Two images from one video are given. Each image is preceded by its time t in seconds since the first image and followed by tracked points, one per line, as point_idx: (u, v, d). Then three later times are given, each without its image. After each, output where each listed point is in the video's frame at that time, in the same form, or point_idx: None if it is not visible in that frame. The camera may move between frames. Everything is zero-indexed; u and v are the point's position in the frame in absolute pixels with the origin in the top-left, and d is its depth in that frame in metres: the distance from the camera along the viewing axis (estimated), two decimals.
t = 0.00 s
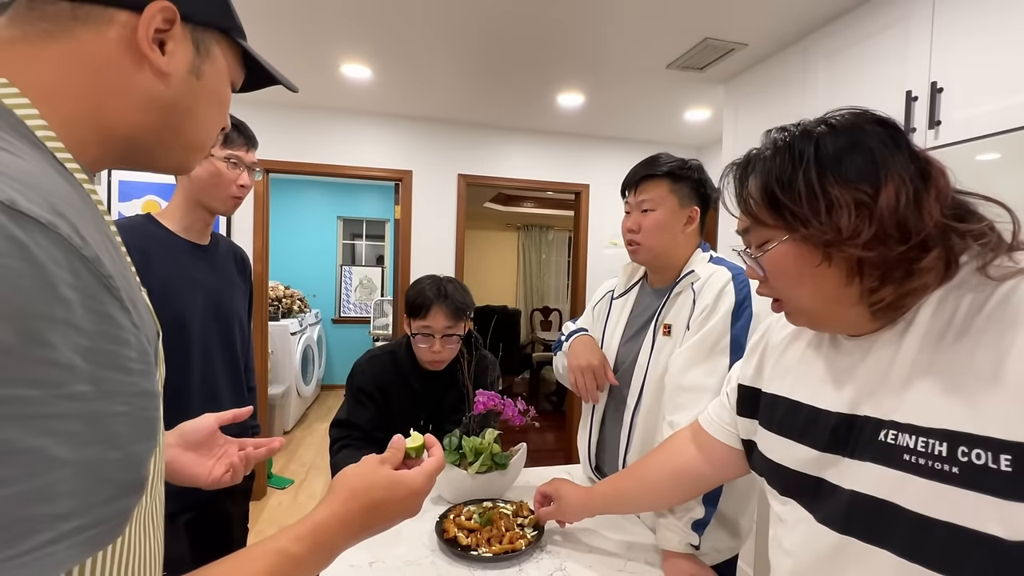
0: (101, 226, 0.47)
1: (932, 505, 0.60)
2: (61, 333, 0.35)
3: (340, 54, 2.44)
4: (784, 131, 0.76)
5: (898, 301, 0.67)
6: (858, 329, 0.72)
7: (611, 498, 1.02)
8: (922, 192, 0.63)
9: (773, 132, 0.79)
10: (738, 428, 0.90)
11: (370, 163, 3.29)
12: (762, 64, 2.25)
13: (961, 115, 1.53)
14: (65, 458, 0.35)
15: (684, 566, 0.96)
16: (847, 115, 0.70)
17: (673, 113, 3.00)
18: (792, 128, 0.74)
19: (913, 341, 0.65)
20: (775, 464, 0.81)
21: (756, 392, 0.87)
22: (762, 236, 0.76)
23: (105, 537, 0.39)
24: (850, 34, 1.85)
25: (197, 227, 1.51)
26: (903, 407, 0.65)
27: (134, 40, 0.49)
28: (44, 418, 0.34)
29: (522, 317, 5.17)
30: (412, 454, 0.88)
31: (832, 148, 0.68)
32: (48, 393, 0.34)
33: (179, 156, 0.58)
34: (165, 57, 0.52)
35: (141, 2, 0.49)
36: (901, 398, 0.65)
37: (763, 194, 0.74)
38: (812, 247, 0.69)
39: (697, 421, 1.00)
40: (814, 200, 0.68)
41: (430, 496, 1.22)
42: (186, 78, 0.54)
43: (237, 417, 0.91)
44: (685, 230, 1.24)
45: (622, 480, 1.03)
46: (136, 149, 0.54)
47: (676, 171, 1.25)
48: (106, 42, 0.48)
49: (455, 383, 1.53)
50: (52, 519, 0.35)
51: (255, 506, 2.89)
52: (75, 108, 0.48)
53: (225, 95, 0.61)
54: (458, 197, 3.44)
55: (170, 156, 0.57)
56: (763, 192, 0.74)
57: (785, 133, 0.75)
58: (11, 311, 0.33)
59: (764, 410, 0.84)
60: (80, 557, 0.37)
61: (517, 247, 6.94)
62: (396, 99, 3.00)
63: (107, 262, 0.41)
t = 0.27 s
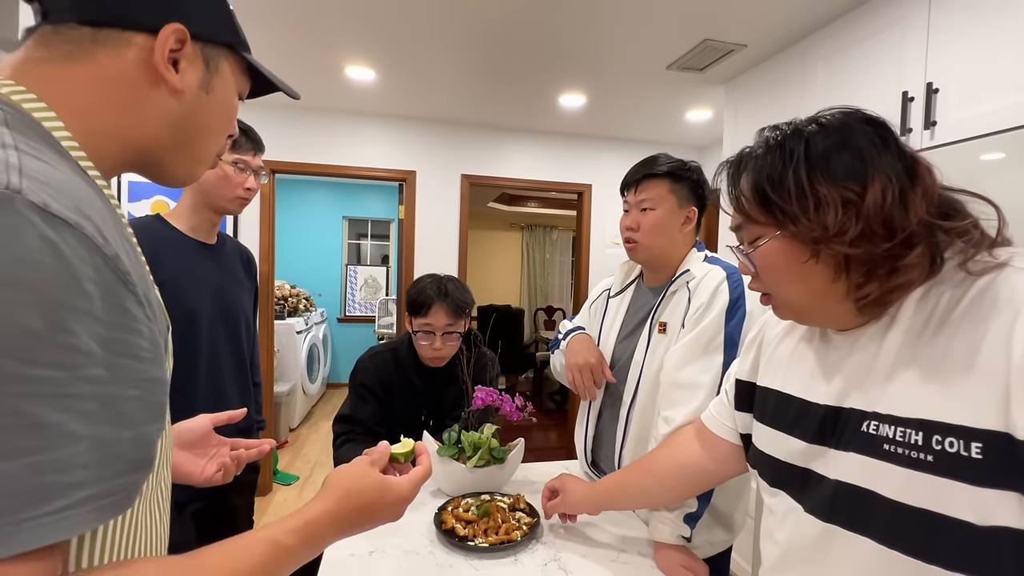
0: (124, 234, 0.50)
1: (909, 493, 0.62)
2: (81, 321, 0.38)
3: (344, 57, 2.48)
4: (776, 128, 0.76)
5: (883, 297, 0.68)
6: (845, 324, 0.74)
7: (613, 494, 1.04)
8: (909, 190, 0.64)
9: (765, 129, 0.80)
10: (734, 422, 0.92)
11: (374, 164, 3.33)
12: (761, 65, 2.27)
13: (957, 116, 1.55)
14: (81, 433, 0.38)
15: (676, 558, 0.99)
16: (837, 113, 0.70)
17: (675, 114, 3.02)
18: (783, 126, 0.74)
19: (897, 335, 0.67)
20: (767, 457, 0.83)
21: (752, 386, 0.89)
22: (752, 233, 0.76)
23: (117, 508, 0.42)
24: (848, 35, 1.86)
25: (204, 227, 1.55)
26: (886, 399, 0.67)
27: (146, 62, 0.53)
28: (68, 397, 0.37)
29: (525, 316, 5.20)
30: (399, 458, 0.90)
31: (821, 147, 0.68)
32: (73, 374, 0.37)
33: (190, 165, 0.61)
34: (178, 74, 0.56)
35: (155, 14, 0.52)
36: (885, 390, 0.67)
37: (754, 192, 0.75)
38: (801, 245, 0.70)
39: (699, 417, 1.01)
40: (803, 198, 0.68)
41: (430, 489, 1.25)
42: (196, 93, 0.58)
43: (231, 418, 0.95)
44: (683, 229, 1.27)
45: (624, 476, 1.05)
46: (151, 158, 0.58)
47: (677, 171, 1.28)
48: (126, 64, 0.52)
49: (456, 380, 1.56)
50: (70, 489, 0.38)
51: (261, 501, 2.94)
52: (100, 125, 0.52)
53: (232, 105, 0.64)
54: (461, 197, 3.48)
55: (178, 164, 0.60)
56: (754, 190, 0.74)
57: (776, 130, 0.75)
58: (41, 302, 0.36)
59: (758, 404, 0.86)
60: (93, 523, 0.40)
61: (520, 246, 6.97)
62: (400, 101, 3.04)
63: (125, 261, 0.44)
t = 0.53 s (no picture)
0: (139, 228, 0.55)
1: (897, 491, 0.64)
2: (83, 295, 0.42)
3: (351, 61, 2.52)
4: (765, 138, 0.78)
5: (870, 299, 0.70)
6: (835, 326, 0.76)
7: (607, 490, 1.06)
8: (892, 197, 0.66)
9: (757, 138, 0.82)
10: (730, 425, 0.94)
11: (381, 165, 3.37)
12: (765, 67, 2.27)
13: (958, 119, 1.55)
14: (86, 391, 0.43)
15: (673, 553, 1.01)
16: (824, 124, 0.73)
17: (679, 115, 3.03)
18: (773, 135, 0.77)
19: (886, 338, 0.69)
20: (762, 458, 0.85)
21: (746, 389, 0.91)
22: (744, 239, 0.78)
23: (118, 457, 0.46)
24: (851, 37, 1.87)
25: (213, 230, 1.60)
26: (874, 401, 0.69)
27: (164, 87, 0.57)
28: (75, 360, 0.42)
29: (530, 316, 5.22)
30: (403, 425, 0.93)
31: (808, 155, 0.70)
32: (77, 341, 0.42)
33: (207, 174, 0.65)
34: (188, 90, 0.59)
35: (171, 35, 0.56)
36: (874, 391, 0.69)
37: (745, 200, 0.77)
38: (789, 250, 0.72)
39: (693, 417, 1.04)
40: (791, 205, 0.70)
41: (434, 485, 1.28)
42: (205, 106, 0.61)
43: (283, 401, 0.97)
44: (682, 232, 1.29)
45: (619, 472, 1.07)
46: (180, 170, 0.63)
47: (675, 174, 1.30)
48: (150, 97, 0.57)
49: (460, 379, 1.59)
50: (75, 438, 0.43)
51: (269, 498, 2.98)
52: (121, 139, 0.56)
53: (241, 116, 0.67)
54: (466, 198, 3.51)
55: (194, 173, 0.64)
56: (744, 198, 0.76)
57: (766, 140, 0.78)
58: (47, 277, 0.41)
59: (753, 407, 0.88)
60: (93, 467, 0.44)
61: (527, 247, 6.99)
62: (406, 104, 3.08)
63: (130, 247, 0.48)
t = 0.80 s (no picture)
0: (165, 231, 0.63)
1: (903, 497, 0.64)
2: (94, 288, 0.49)
3: (362, 63, 2.55)
4: (764, 146, 0.78)
5: (871, 305, 0.70)
6: (836, 332, 0.76)
7: (609, 491, 1.06)
8: (891, 204, 0.66)
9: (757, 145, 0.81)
10: (730, 426, 0.95)
11: (392, 166, 3.40)
12: (777, 66, 2.26)
13: (973, 119, 1.53)
14: (97, 369, 0.49)
15: (681, 555, 1.02)
16: (824, 131, 0.72)
17: (690, 115, 3.02)
18: (772, 142, 0.76)
19: (890, 344, 0.69)
20: (768, 463, 0.84)
21: (748, 394, 0.91)
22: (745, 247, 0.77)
23: (127, 428, 0.51)
24: (864, 37, 1.85)
25: (229, 232, 1.62)
26: (879, 407, 0.69)
27: (170, 101, 0.64)
28: (87, 343, 0.48)
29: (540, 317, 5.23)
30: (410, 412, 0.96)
31: (807, 164, 0.70)
32: (87, 327, 0.48)
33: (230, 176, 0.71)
34: (191, 96, 0.64)
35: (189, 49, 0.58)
36: (879, 396, 0.69)
37: (745, 208, 0.76)
38: (789, 257, 0.71)
39: (692, 418, 1.05)
40: (790, 213, 0.70)
41: (443, 485, 1.30)
42: (210, 108, 0.66)
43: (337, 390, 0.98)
44: (680, 243, 1.31)
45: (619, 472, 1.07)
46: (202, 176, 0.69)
47: (655, 194, 1.29)
48: (160, 113, 0.64)
49: (470, 380, 1.60)
50: (89, 410, 0.48)
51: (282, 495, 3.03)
52: (150, 156, 0.65)
53: (258, 116, 0.71)
54: (476, 199, 3.52)
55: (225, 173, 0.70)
56: (744, 206, 0.76)
57: (766, 147, 0.77)
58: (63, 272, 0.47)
59: (757, 413, 0.88)
60: (102, 436, 0.49)
61: (537, 247, 6.99)
62: (417, 105, 3.10)
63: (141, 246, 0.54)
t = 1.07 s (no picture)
0: (181, 236, 0.68)
1: (927, 503, 0.63)
2: (88, 287, 0.53)
3: (374, 65, 2.56)
4: (784, 147, 0.77)
5: (894, 308, 0.69)
6: (857, 335, 0.75)
7: (623, 494, 1.06)
8: (917, 206, 0.65)
9: (776, 146, 0.81)
10: (746, 430, 0.94)
11: (402, 167, 3.41)
12: (790, 65, 2.24)
13: (993, 118, 1.51)
14: (83, 364, 0.53)
15: (696, 559, 1.01)
16: (846, 131, 0.72)
17: (701, 115, 3.00)
18: (793, 143, 0.75)
19: (913, 348, 0.68)
20: (785, 467, 0.84)
21: (764, 397, 0.90)
22: (764, 248, 0.76)
23: (103, 422, 0.54)
24: (879, 35, 1.84)
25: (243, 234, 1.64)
26: (902, 410, 0.68)
27: (181, 111, 0.72)
28: (79, 339, 0.52)
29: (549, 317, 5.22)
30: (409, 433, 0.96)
31: (830, 164, 0.69)
32: (81, 322, 0.53)
33: (243, 173, 0.76)
34: (194, 103, 0.72)
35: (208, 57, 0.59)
36: (901, 400, 0.68)
37: (766, 209, 0.75)
38: (811, 259, 0.70)
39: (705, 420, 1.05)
40: (813, 214, 0.69)
41: (455, 485, 1.30)
42: (211, 112, 0.72)
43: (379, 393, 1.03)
44: (670, 252, 1.32)
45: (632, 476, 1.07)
46: (221, 176, 0.76)
47: (641, 207, 1.29)
48: (178, 125, 0.73)
49: (483, 381, 1.60)
50: (72, 401, 0.52)
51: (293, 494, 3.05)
52: (178, 164, 0.76)
53: (264, 111, 0.75)
54: (486, 199, 3.53)
55: (235, 174, 0.75)
56: (764, 207, 0.75)
57: (786, 148, 0.76)
58: (66, 271, 0.52)
59: (773, 415, 0.87)
60: (73, 429, 0.52)
61: (545, 247, 6.98)
62: (427, 106, 3.11)
63: (145, 250, 0.60)
